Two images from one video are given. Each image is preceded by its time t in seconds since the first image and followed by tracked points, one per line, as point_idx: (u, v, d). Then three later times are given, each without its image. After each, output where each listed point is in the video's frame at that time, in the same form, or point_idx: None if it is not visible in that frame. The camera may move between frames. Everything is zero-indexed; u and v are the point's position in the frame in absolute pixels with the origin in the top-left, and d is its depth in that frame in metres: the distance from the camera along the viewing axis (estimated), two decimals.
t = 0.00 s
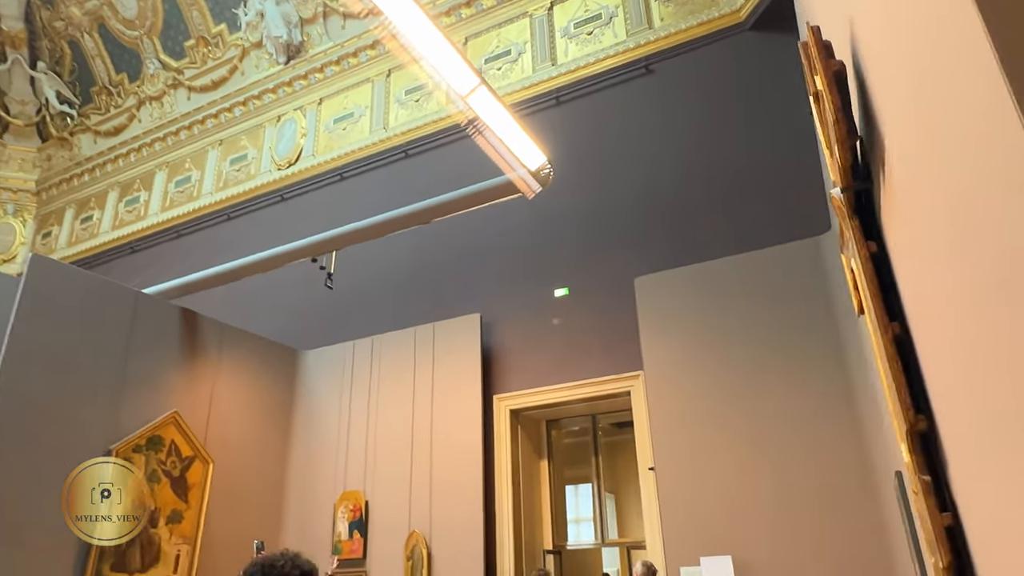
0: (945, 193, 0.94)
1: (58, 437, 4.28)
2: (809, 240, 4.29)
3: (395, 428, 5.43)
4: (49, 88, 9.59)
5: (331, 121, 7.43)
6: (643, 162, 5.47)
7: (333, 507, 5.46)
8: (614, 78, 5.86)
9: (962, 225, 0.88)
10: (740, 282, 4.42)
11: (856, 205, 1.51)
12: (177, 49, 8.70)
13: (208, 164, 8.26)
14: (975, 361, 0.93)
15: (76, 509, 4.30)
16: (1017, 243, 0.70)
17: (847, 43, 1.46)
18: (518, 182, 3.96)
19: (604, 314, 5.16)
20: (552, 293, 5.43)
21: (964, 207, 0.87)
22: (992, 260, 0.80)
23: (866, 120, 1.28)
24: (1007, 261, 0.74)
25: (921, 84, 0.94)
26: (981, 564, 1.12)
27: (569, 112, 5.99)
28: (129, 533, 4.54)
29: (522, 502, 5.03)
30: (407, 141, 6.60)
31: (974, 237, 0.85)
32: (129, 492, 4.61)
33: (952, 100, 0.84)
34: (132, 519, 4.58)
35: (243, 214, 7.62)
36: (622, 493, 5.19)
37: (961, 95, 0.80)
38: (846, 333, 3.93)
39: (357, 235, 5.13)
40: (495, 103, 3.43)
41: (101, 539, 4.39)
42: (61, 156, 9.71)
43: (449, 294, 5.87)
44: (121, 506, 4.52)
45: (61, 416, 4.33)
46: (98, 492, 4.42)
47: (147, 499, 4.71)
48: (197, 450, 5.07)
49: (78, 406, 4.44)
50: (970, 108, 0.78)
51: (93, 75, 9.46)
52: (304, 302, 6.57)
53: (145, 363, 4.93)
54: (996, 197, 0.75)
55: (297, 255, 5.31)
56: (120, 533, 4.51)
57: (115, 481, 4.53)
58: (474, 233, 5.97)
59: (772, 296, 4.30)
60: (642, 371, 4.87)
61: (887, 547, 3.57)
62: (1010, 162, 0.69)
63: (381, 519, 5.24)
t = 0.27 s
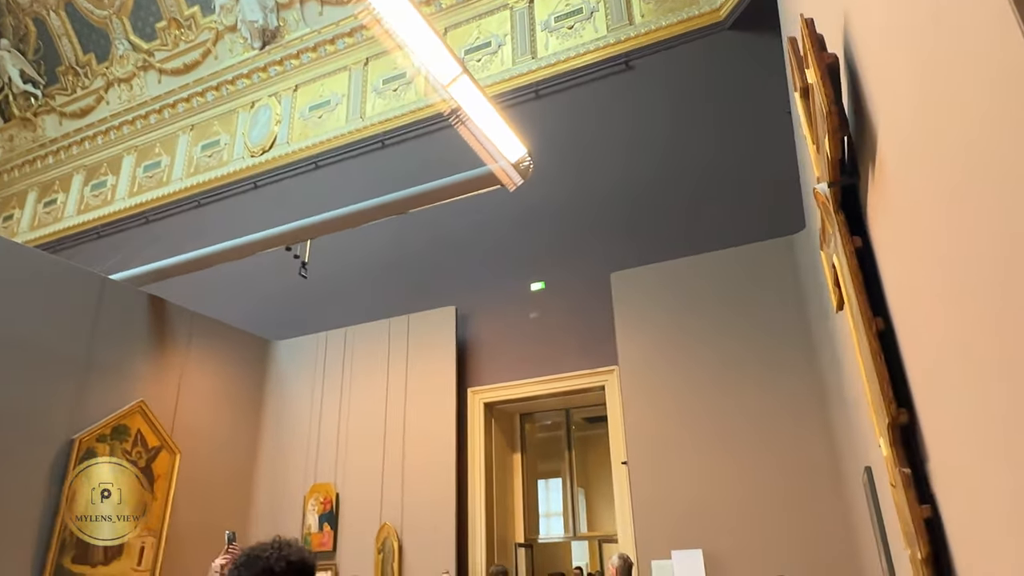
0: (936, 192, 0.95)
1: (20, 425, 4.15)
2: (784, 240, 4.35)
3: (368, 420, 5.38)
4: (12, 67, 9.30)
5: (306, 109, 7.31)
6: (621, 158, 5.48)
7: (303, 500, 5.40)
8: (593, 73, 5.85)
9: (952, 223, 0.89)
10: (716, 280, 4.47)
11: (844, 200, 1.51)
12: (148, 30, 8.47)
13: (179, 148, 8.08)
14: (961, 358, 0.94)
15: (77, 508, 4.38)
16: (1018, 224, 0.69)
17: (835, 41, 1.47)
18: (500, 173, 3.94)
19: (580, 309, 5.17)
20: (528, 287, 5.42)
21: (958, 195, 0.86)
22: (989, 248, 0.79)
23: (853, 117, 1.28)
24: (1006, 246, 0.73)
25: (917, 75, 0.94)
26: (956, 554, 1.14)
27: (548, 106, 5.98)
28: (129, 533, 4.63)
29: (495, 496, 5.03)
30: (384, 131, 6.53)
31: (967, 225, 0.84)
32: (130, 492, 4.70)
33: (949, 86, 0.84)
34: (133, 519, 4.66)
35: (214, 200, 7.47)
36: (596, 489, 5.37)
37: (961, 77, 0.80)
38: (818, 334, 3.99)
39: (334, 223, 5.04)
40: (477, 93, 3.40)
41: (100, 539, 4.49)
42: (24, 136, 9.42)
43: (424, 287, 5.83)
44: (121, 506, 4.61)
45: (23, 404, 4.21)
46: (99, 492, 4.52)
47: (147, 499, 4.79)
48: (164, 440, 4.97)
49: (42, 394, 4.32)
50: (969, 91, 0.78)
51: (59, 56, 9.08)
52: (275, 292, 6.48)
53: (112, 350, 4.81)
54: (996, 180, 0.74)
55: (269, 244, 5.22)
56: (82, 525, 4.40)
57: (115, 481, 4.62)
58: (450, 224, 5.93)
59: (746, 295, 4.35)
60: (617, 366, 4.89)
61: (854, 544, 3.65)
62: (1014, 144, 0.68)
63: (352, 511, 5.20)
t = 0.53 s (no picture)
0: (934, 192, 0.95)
1: None
2: (758, 241, 4.40)
3: (338, 413, 5.31)
4: None
5: (279, 97, 7.18)
6: (599, 155, 5.47)
7: (270, 493, 5.30)
8: (571, 69, 5.82)
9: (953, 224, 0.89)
10: (691, 279, 4.50)
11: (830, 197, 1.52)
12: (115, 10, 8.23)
13: (146, 133, 7.87)
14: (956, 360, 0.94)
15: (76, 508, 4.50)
16: None
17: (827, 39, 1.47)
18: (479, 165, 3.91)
19: (555, 305, 5.17)
20: (503, 282, 5.40)
21: (957, 191, 0.86)
22: (991, 242, 0.78)
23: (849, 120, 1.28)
24: (1008, 240, 0.72)
25: (916, 71, 0.94)
26: (939, 551, 1.15)
27: (526, 101, 5.94)
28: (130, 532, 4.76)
29: (466, 491, 5.00)
30: (360, 121, 6.44)
31: (968, 223, 0.84)
32: (132, 491, 4.84)
33: (952, 79, 0.83)
34: (133, 519, 4.79)
35: (182, 187, 7.30)
36: (561, 484, 5.39)
37: (964, 71, 0.79)
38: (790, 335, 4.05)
39: (308, 213, 4.95)
40: (459, 84, 3.37)
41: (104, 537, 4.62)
42: None
43: (398, 280, 5.77)
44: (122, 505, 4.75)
45: None
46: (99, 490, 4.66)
47: (146, 499, 4.92)
48: (126, 431, 4.85)
49: None
50: (973, 84, 0.78)
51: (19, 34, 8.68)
52: (245, 282, 6.34)
53: (73, 339, 4.67)
54: (1001, 175, 0.74)
55: (240, 233, 5.10)
56: (39, 518, 4.29)
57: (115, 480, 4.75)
58: (424, 217, 5.87)
59: (720, 295, 4.39)
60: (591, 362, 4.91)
61: (822, 543, 3.71)
62: (1022, 137, 0.67)
63: (320, 505, 5.13)
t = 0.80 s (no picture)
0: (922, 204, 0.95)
1: None
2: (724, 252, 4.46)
3: (296, 417, 5.18)
4: None
5: (243, 92, 7.01)
6: (568, 162, 5.46)
7: (223, 499, 5.14)
8: (541, 75, 5.75)
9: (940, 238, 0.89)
10: (657, 289, 4.53)
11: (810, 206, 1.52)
12: None
13: (102, 124, 7.60)
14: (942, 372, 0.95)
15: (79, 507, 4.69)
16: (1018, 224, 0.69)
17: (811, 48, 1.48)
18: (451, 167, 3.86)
19: (521, 310, 5.15)
20: (470, 286, 5.37)
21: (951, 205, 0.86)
22: (979, 249, 0.79)
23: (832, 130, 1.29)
24: (1000, 245, 0.73)
25: (902, 81, 0.96)
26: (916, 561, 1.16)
27: (497, 105, 5.87)
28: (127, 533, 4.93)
29: (427, 498, 4.93)
30: (326, 120, 6.33)
31: (959, 236, 0.84)
32: (130, 492, 5.02)
33: (944, 91, 0.84)
34: (131, 520, 4.97)
35: (138, 180, 7.07)
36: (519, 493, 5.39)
37: (957, 83, 0.80)
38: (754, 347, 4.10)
39: (271, 211, 4.84)
40: (432, 85, 3.33)
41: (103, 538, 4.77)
42: None
43: (362, 281, 5.68)
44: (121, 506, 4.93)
45: None
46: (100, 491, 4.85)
47: (145, 498, 5.12)
48: (72, 432, 4.68)
49: None
50: (966, 96, 0.78)
51: None
52: (202, 280, 6.16)
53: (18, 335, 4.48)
54: (995, 189, 0.74)
55: (198, 229, 4.94)
56: None
57: (114, 481, 4.96)
58: (390, 218, 5.78)
59: (686, 305, 4.43)
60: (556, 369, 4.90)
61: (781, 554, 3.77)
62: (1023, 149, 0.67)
63: (275, 511, 4.99)
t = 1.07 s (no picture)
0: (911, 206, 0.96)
1: None
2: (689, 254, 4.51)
3: (254, 411, 5.07)
4: None
5: (205, 78, 6.81)
6: (536, 161, 5.45)
7: (175, 495, 4.98)
8: (512, 72, 5.72)
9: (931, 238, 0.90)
10: (623, 289, 4.55)
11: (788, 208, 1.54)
12: None
13: (53, 106, 7.31)
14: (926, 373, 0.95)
15: (79, 507, 4.30)
16: (1014, 219, 0.70)
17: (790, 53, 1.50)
18: (423, 162, 3.76)
19: (486, 308, 5.13)
20: (436, 282, 5.32)
21: (942, 204, 0.86)
22: (969, 245, 0.80)
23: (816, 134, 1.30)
24: (992, 245, 0.74)
25: (893, 84, 0.97)
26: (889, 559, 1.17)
27: (467, 101, 5.79)
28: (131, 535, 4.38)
29: (387, 495, 4.86)
30: (291, 109, 6.12)
31: (949, 235, 0.85)
32: (132, 491, 4.47)
33: (935, 91, 0.85)
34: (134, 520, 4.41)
35: (91, 165, 6.82)
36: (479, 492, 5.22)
37: (951, 82, 0.81)
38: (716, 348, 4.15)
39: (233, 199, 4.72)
40: (404, 76, 3.29)
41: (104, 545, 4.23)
42: None
43: (324, 275, 5.58)
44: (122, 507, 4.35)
45: None
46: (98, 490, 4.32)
47: (144, 498, 4.59)
48: (16, 425, 4.47)
49: None
50: (960, 95, 0.79)
51: None
52: (157, 269, 5.96)
53: None
54: (990, 185, 0.75)
55: (156, 216, 4.78)
56: None
57: (115, 480, 4.40)
58: (355, 212, 5.69)
59: (651, 306, 4.46)
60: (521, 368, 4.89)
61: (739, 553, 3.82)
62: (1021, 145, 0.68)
63: (230, 508, 4.86)
